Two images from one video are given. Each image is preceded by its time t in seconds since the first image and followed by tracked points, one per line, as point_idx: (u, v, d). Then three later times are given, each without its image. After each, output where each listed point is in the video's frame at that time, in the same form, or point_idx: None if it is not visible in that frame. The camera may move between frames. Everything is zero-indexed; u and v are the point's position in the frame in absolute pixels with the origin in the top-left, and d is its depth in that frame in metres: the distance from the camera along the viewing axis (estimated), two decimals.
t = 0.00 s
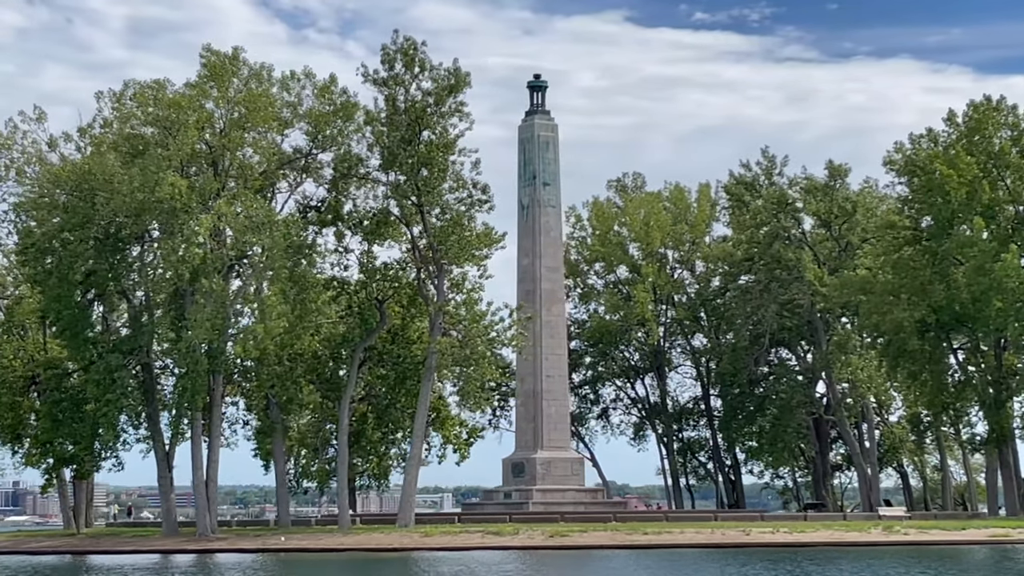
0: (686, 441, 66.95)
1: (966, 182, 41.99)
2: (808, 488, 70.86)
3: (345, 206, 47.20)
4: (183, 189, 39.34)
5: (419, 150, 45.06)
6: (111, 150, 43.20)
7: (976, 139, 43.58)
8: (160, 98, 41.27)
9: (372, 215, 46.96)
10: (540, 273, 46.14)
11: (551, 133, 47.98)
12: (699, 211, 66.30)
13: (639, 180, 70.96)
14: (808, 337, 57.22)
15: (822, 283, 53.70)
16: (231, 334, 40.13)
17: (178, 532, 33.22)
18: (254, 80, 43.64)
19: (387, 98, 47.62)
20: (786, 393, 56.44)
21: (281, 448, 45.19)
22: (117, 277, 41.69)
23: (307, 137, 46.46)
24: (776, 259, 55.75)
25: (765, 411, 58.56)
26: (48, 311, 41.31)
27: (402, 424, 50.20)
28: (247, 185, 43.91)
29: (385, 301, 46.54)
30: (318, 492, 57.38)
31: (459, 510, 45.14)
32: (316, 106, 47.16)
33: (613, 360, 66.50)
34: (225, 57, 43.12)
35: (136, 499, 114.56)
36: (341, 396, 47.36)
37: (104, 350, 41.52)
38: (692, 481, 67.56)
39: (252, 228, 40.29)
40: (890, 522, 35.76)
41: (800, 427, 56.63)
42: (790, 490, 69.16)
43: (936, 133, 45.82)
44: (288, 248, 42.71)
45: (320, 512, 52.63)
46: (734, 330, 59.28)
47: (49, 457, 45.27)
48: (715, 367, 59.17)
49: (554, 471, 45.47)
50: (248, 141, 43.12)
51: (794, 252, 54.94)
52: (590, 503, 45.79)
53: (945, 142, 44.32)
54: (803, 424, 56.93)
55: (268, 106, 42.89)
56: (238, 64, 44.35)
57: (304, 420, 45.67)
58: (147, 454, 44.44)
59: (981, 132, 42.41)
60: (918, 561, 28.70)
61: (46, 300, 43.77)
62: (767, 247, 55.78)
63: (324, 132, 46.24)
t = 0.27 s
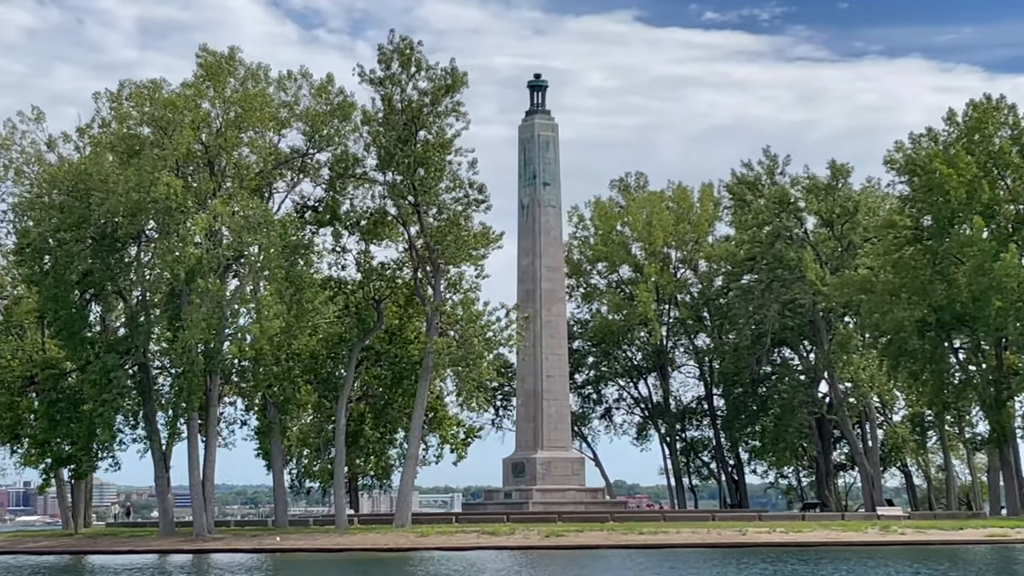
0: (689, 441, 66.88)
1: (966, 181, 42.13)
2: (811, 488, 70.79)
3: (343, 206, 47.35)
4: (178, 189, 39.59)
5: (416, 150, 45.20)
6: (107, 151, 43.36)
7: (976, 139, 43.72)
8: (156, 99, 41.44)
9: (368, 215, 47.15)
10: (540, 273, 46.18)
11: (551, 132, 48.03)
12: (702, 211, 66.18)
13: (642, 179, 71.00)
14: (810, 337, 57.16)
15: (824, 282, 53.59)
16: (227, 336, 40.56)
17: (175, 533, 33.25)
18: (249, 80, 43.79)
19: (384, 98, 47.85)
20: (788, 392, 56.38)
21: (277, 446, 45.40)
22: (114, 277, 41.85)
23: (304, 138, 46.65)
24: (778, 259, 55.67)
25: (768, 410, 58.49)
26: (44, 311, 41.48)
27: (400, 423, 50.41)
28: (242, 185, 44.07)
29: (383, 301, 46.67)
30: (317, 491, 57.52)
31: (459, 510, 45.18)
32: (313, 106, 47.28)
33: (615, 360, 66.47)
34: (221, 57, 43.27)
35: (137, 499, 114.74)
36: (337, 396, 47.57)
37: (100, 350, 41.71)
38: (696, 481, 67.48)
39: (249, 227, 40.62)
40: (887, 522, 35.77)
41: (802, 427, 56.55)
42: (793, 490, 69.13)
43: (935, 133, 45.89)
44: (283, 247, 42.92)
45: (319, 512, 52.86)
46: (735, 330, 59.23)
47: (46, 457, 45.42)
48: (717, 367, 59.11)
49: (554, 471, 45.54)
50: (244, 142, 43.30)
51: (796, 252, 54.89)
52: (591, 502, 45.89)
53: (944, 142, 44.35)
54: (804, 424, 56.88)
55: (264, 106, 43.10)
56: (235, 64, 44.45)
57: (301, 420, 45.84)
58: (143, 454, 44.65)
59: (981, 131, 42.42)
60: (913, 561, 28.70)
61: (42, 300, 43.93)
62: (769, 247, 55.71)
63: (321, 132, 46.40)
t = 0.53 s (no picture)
0: (691, 441, 66.86)
1: (964, 181, 42.40)
2: (815, 488, 70.72)
3: (340, 207, 47.65)
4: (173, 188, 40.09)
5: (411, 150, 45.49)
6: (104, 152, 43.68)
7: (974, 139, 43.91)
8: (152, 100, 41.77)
9: (365, 215, 47.61)
10: (540, 272, 46.39)
11: (551, 132, 48.26)
12: (704, 211, 66.02)
13: (645, 179, 71.11)
14: (811, 337, 57.18)
15: (824, 281, 53.67)
16: (224, 334, 41.24)
17: (172, 533, 33.62)
18: (245, 81, 44.12)
19: (381, 99, 48.09)
20: (788, 392, 56.39)
21: (274, 444, 45.84)
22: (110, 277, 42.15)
23: (301, 138, 47.05)
24: (779, 259, 55.64)
25: (769, 410, 58.48)
26: (40, 311, 41.80)
27: (396, 421, 50.80)
28: (238, 185, 44.40)
29: (379, 302, 46.95)
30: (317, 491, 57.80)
31: (459, 510, 45.34)
32: (309, 106, 47.53)
33: (617, 360, 66.52)
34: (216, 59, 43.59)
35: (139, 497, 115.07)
36: (334, 395, 47.92)
37: (95, 350, 42.03)
38: (698, 481, 67.45)
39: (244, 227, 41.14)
40: (884, 523, 35.88)
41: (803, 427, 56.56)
42: (796, 491, 69.09)
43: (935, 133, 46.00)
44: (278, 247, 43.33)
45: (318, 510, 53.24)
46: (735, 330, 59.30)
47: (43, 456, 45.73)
48: (719, 367, 59.11)
49: (554, 471, 45.76)
50: (240, 142, 43.63)
51: (797, 252, 54.91)
52: (589, 502, 46.09)
53: (943, 142, 44.44)
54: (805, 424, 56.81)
55: (258, 107, 43.47)
56: (231, 65, 44.75)
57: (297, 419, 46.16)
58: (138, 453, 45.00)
59: (980, 131, 42.67)
60: (909, 561, 28.83)
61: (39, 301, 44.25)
62: (770, 247, 55.71)
63: (317, 133, 46.73)
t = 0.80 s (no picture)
0: (693, 441, 66.80)
1: (962, 180, 42.53)
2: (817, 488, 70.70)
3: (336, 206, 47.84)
4: (167, 190, 40.37)
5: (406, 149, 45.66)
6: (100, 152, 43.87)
7: (973, 139, 43.97)
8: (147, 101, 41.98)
9: (359, 215, 47.84)
10: (539, 272, 46.52)
11: (551, 132, 48.36)
12: (706, 213, 65.82)
13: (647, 179, 71.18)
14: (811, 337, 57.15)
15: (824, 281, 53.68)
16: (219, 334, 41.85)
17: (167, 535, 33.81)
18: (239, 81, 44.32)
19: (378, 100, 48.26)
20: (789, 392, 56.35)
21: (268, 443, 46.09)
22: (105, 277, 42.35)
23: (296, 138, 47.28)
24: (780, 259, 55.59)
25: (771, 410, 58.45)
26: (35, 311, 42.01)
27: (391, 422, 51.02)
28: (233, 185, 44.58)
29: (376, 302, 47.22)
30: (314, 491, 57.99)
31: (457, 510, 45.51)
32: (306, 106, 47.67)
33: (618, 360, 66.53)
34: (212, 59, 43.78)
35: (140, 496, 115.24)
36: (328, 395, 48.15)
37: (90, 349, 42.25)
38: (700, 481, 67.39)
39: (238, 227, 41.40)
40: (881, 523, 35.90)
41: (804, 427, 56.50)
42: (799, 492, 69.03)
43: (934, 133, 46.04)
44: (273, 247, 43.54)
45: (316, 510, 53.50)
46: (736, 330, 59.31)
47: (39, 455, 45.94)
48: (719, 367, 59.09)
49: (553, 471, 45.99)
50: (234, 142, 43.84)
51: (797, 252, 54.88)
52: (587, 502, 46.24)
53: (943, 142, 44.47)
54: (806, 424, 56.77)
55: (252, 107, 43.69)
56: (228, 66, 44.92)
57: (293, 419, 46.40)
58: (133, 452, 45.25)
59: (980, 131, 42.97)
60: (905, 561, 28.87)
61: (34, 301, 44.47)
62: (770, 247, 55.67)
63: (312, 133, 46.92)
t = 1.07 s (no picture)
0: (695, 442, 66.75)
1: (961, 182, 42.65)
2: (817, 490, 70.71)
3: (331, 206, 48.03)
4: (160, 190, 40.64)
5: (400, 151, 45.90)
6: (96, 152, 44.02)
7: (972, 141, 44.06)
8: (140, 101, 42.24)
9: (354, 217, 48.09)
10: (537, 273, 46.67)
11: (549, 133, 48.49)
12: (707, 214, 65.79)
13: (647, 179, 71.25)
14: (812, 338, 57.14)
15: (824, 282, 53.72)
16: (214, 334, 42.07)
17: (162, 536, 33.97)
18: (232, 82, 44.57)
19: (374, 101, 48.39)
20: (790, 393, 56.34)
21: (263, 445, 46.41)
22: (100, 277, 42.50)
23: (292, 139, 47.46)
24: (780, 259, 55.63)
25: (772, 411, 58.39)
26: (30, 311, 42.10)
27: (387, 422, 51.15)
28: (227, 185, 44.70)
29: (369, 302, 47.62)
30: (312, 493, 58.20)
31: (457, 511, 45.79)
32: (301, 107, 47.72)
33: (618, 361, 66.54)
34: (207, 60, 43.97)
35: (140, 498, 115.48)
36: (322, 395, 48.37)
37: (85, 350, 42.38)
38: (702, 482, 67.33)
39: (232, 227, 41.64)
40: (877, 524, 35.93)
41: (805, 428, 56.51)
42: (800, 493, 68.98)
43: (933, 134, 46.09)
44: (267, 248, 43.73)
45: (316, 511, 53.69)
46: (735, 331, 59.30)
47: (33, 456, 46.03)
48: (720, 368, 59.06)
49: (551, 472, 46.28)
50: (228, 142, 44.09)
51: (798, 253, 54.96)
52: (585, 503, 46.49)
53: (941, 143, 44.54)
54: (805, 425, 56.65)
55: (245, 105, 43.97)
56: (224, 67, 45.11)
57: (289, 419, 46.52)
58: (128, 451, 45.40)
59: (978, 132, 43.11)
60: (901, 563, 28.91)
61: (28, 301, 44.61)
62: (771, 248, 55.72)
63: (308, 133, 47.17)
